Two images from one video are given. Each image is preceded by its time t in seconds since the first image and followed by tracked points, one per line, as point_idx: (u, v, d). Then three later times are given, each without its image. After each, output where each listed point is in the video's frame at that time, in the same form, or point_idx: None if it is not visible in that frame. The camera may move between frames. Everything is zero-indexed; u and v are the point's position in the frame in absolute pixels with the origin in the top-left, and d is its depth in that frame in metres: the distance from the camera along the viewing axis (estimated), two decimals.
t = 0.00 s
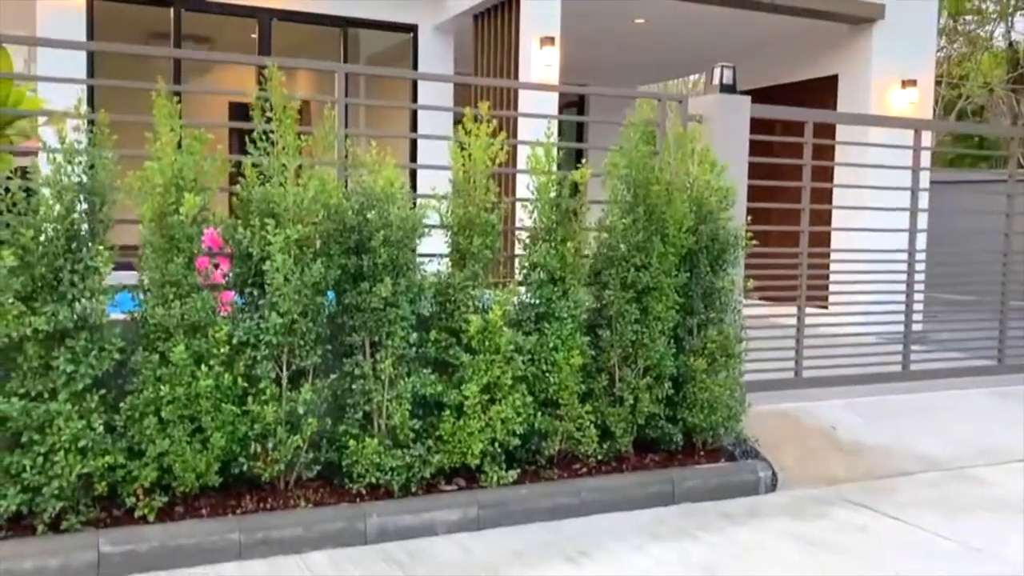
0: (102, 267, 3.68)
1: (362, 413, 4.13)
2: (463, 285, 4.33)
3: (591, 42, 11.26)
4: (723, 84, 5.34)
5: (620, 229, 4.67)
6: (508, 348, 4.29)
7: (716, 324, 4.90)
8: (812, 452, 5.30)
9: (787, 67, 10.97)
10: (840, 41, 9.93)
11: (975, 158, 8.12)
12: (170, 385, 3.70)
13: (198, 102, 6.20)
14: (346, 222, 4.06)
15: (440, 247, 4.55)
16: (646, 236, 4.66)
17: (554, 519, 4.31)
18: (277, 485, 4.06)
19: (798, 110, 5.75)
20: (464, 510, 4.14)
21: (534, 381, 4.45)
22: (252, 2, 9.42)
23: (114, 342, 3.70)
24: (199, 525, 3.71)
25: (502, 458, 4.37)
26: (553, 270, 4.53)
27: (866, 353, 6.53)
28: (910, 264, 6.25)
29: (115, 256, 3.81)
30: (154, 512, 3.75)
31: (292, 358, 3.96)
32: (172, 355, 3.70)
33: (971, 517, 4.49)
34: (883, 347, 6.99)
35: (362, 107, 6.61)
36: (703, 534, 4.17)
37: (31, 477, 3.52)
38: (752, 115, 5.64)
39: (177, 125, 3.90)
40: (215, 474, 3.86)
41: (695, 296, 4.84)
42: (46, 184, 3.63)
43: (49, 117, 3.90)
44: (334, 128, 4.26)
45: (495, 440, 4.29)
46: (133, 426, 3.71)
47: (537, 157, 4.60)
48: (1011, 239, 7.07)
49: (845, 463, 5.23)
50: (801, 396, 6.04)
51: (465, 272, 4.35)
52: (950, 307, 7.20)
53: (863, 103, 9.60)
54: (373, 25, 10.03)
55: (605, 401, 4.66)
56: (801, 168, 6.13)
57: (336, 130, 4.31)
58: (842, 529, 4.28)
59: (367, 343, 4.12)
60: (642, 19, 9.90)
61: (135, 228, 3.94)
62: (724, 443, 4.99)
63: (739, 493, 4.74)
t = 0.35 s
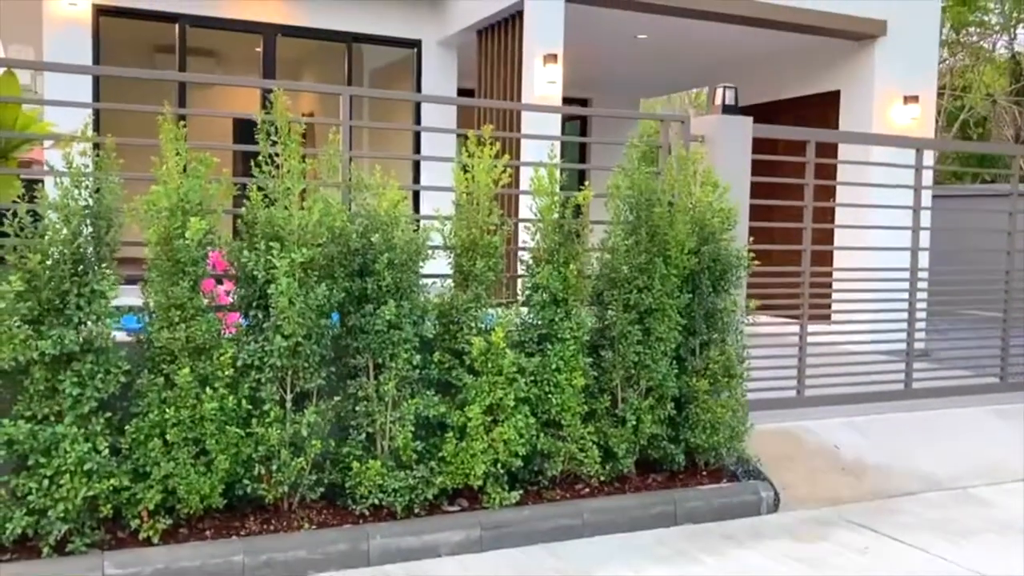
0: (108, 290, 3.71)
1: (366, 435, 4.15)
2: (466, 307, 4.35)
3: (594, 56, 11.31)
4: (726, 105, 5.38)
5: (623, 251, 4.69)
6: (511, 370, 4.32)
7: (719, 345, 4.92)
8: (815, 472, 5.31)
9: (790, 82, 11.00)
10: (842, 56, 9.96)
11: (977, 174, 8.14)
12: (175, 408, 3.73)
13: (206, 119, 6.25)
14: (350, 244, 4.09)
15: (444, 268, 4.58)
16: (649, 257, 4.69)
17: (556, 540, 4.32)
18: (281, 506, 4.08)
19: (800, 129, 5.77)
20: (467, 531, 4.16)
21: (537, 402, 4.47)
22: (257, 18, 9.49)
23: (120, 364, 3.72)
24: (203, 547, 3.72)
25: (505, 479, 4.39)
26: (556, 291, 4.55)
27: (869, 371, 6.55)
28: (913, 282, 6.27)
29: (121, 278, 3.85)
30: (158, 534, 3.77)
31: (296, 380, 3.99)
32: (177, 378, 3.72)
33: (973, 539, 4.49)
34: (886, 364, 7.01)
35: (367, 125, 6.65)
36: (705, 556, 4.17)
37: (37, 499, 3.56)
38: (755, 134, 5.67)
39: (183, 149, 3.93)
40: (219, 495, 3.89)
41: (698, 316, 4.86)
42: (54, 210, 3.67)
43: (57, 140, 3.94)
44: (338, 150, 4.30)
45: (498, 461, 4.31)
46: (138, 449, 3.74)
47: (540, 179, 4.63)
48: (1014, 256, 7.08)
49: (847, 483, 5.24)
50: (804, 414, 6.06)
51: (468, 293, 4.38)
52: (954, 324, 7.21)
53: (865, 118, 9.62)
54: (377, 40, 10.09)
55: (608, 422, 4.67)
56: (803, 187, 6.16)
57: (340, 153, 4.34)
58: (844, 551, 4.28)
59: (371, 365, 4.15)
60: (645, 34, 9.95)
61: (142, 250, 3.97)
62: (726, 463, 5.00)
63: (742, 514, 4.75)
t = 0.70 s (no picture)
0: (115, 309, 3.74)
1: (369, 452, 4.17)
2: (469, 324, 4.38)
3: (597, 69, 11.36)
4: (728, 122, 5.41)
5: (625, 268, 4.71)
6: (514, 387, 4.33)
7: (721, 361, 4.93)
8: (817, 487, 5.32)
9: (792, 95, 11.04)
10: (845, 69, 9.99)
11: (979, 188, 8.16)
12: (181, 426, 3.75)
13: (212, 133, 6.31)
14: (354, 262, 4.12)
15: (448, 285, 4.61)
16: (651, 275, 4.71)
17: (559, 557, 4.33)
18: (285, 522, 4.10)
19: (801, 145, 5.80)
20: (470, 548, 4.17)
21: (540, 419, 4.49)
22: (263, 31, 9.56)
23: (126, 382, 3.75)
24: (207, 564, 3.74)
25: (508, 496, 4.40)
26: (559, 308, 4.57)
27: (871, 385, 6.56)
28: (915, 297, 6.28)
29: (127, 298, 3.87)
30: (163, 551, 3.79)
31: (300, 398, 4.01)
32: (182, 396, 3.74)
33: (975, 557, 4.49)
34: (888, 378, 7.01)
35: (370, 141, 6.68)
36: (707, 573, 4.18)
37: (43, 517, 3.58)
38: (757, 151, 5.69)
39: (189, 167, 3.96)
40: (224, 513, 3.91)
41: (701, 333, 4.87)
42: (61, 229, 3.70)
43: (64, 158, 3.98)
44: (343, 169, 4.34)
45: (501, 478, 4.32)
46: (143, 467, 3.76)
47: (543, 197, 4.66)
48: (1017, 271, 7.09)
49: (850, 498, 5.25)
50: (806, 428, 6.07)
51: (471, 311, 4.41)
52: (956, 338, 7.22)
53: (867, 131, 9.65)
54: (381, 54, 10.15)
55: (610, 438, 4.69)
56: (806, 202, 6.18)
57: (344, 172, 4.38)
58: (845, 568, 4.29)
59: (375, 382, 4.17)
60: (648, 48, 10.00)
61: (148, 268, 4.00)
62: (728, 479, 5.01)
63: (744, 530, 4.76)
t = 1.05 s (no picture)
0: (120, 325, 3.76)
1: (373, 467, 4.18)
2: (473, 339, 4.39)
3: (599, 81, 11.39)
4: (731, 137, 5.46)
5: (628, 283, 4.72)
6: (518, 402, 4.35)
7: (724, 376, 4.94)
8: (820, 501, 5.32)
9: (794, 107, 11.08)
10: (846, 81, 10.02)
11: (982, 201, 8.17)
12: (186, 442, 3.77)
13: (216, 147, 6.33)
14: (359, 279, 4.14)
15: (451, 300, 4.62)
16: (655, 290, 4.73)
17: (563, 572, 4.33)
18: (290, 537, 4.10)
19: (803, 160, 5.83)
20: (474, 564, 4.17)
21: (543, 434, 4.50)
22: (267, 45, 9.61)
23: (132, 398, 3.77)
24: None
25: (511, 511, 4.42)
26: (563, 323, 4.59)
27: (873, 399, 6.56)
28: (917, 310, 6.29)
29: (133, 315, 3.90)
30: (168, 567, 3.80)
31: (305, 414, 4.02)
32: (187, 412, 3.76)
33: (978, 572, 4.49)
34: (891, 391, 7.02)
35: (374, 155, 6.71)
36: None
37: (48, 533, 3.59)
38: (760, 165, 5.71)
39: (195, 184, 3.99)
40: (228, 528, 3.92)
41: (704, 348, 4.89)
42: (68, 245, 3.72)
43: (70, 176, 4.01)
44: (348, 185, 4.38)
45: (504, 493, 4.33)
46: (149, 482, 3.77)
47: (546, 212, 4.69)
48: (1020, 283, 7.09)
49: (853, 513, 5.25)
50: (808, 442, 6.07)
51: (475, 325, 4.43)
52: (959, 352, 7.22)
53: (869, 143, 9.67)
54: (385, 66, 10.20)
55: (614, 453, 4.70)
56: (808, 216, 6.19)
57: (349, 188, 4.41)
58: None
59: (379, 398, 4.19)
60: (650, 61, 10.04)
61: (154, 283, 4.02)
62: (731, 493, 5.02)
63: (748, 545, 4.76)
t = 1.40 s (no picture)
0: (126, 339, 3.77)
1: (377, 480, 4.19)
2: (476, 352, 4.40)
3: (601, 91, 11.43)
4: (733, 150, 5.48)
5: (631, 295, 4.73)
6: (521, 415, 4.36)
7: (727, 388, 4.95)
8: (822, 513, 5.32)
9: (796, 117, 11.11)
10: (848, 91, 10.05)
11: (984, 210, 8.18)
12: (191, 455, 3.78)
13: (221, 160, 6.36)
14: (363, 291, 4.16)
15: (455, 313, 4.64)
16: (657, 302, 4.74)
17: None
18: (294, 550, 4.11)
19: (804, 172, 5.85)
20: None
21: (547, 446, 4.51)
22: (271, 56, 9.66)
23: (137, 412, 3.78)
24: None
25: (515, 523, 4.42)
26: (566, 335, 4.60)
27: (876, 409, 6.57)
28: (919, 321, 6.30)
29: (139, 328, 3.91)
30: None
31: (310, 427, 4.03)
32: (192, 426, 3.77)
33: None
34: (893, 401, 7.02)
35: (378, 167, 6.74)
36: None
37: (54, 546, 3.61)
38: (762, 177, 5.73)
39: (200, 198, 4.01)
40: (233, 541, 3.93)
41: (707, 359, 4.90)
42: (74, 258, 3.74)
43: (76, 190, 4.03)
44: (353, 198, 4.40)
45: (508, 506, 4.34)
46: (154, 495, 3.79)
47: (549, 225, 4.71)
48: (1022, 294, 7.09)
49: (856, 524, 5.25)
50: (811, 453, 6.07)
51: (479, 338, 4.44)
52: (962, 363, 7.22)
53: (870, 153, 9.69)
54: (388, 77, 10.24)
55: (617, 466, 4.71)
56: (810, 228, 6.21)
57: (353, 202, 4.44)
58: None
59: (383, 411, 4.20)
60: (652, 71, 10.08)
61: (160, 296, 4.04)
62: (735, 505, 5.02)
63: (752, 557, 4.76)
